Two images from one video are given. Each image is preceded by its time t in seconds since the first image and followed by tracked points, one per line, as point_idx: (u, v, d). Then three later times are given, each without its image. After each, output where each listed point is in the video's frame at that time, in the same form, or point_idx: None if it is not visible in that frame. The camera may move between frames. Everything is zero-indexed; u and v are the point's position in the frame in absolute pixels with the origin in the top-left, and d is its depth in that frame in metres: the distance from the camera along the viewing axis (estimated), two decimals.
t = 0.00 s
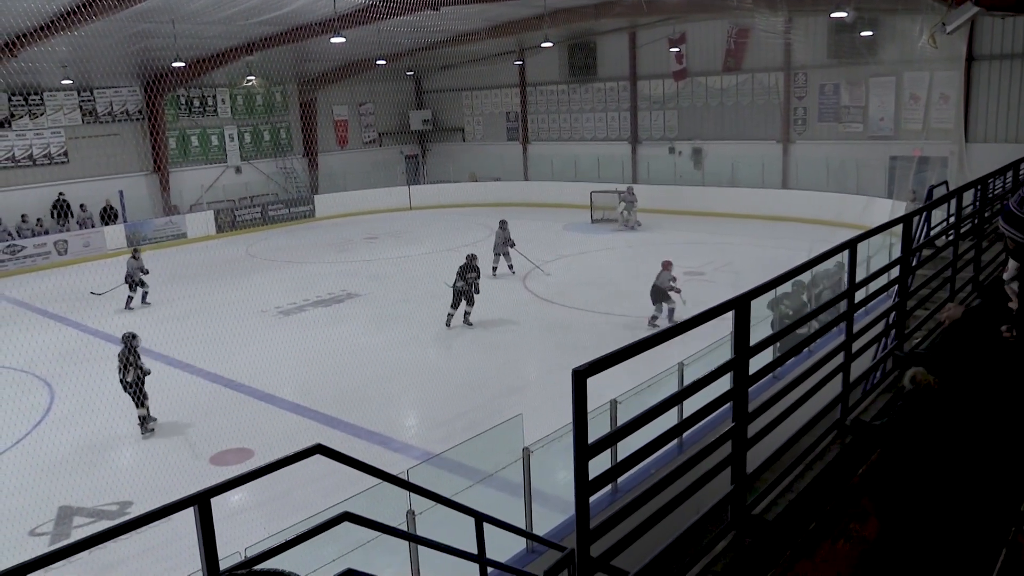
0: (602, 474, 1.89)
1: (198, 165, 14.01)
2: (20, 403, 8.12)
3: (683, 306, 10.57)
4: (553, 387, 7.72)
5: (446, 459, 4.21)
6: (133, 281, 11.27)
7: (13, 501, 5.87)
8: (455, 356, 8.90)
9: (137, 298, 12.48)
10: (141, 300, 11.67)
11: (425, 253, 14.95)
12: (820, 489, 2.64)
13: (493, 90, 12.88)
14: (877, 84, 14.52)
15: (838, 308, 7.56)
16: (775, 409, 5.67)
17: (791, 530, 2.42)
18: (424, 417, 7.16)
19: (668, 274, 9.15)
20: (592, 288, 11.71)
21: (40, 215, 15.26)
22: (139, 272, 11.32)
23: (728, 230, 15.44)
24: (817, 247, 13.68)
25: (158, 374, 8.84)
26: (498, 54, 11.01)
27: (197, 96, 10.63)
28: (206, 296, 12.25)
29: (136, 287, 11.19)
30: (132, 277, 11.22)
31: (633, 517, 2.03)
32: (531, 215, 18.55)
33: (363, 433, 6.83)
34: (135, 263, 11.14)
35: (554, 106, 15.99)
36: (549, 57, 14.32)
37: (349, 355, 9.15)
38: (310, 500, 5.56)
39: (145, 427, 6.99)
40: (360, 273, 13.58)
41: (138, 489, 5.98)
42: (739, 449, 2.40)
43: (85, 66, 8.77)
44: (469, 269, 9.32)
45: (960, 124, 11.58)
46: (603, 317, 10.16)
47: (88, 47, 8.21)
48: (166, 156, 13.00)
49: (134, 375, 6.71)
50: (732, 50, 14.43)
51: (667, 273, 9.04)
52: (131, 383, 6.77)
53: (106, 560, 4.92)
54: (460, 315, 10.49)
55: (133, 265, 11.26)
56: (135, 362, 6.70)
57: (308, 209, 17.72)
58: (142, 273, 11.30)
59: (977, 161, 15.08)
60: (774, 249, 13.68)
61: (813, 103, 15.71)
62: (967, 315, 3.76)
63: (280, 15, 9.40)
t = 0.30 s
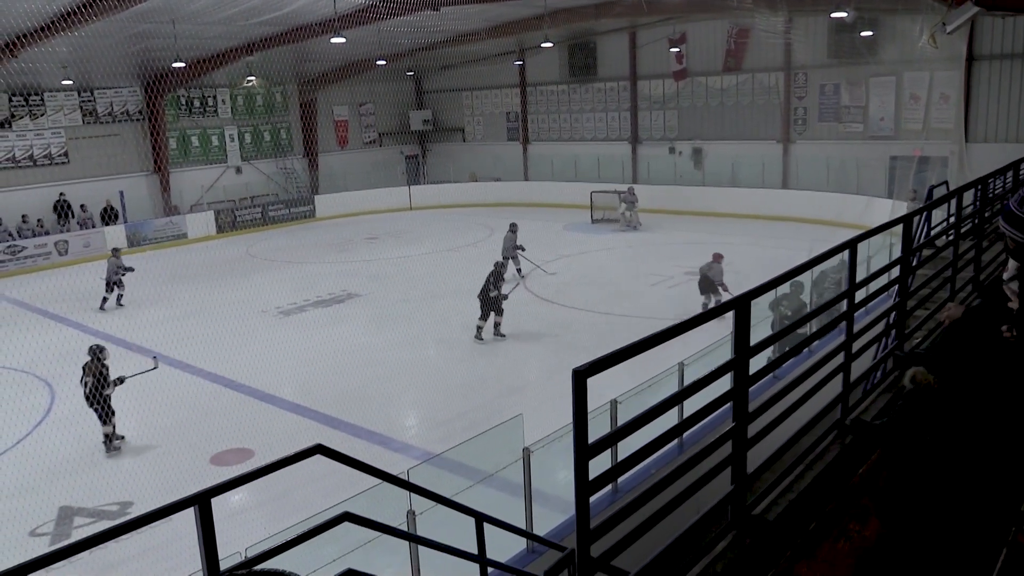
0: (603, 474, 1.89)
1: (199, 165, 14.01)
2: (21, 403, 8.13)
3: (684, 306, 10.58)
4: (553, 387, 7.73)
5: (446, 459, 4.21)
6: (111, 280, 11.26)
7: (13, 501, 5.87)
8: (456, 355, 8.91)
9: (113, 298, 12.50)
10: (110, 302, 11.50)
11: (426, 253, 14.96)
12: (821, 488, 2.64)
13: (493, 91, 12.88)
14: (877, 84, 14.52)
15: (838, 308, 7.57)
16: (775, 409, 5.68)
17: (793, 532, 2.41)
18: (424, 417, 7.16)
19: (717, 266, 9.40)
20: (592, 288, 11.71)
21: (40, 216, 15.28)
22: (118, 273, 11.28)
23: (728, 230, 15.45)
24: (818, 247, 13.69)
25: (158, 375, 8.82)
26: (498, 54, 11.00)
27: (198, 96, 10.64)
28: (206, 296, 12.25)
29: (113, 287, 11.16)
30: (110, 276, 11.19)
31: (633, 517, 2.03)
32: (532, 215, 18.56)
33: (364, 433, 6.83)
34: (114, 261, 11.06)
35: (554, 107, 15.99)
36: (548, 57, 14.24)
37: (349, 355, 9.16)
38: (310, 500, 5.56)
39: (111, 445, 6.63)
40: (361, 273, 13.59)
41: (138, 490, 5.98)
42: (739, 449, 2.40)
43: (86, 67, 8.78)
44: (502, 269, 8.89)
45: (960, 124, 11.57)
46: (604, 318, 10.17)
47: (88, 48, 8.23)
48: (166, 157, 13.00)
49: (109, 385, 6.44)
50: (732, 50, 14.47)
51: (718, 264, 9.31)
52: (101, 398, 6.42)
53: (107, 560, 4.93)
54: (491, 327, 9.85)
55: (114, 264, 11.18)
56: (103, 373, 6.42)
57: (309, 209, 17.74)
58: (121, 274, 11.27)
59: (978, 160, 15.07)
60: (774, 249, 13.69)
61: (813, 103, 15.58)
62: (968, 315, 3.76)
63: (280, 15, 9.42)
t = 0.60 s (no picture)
0: (604, 474, 1.89)
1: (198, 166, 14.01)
2: (22, 403, 8.14)
3: (683, 306, 10.59)
4: (553, 387, 7.73)
5: (447, 459, 4.21)
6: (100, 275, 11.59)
7: (12, 502, 5.86)
8: (457, 355, 8.91)
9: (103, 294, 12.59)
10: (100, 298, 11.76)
11: (426, 253, 14.96)
12: (821, 488, 2.64)
13: (492, 91, 12.89)
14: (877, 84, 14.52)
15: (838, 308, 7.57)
16: (775, 409, 5.68)
17: (792, 532, 2.41)
18: (425, 417, 7.16)
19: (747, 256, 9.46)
20: (592, 288, 11.71)
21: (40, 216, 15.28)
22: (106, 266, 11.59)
23: (728, 231, 15.44)
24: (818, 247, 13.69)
25: (158, 375, 8.82)
26: (498, 54, 11.00)
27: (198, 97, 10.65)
28: (206, 297, 12.25)
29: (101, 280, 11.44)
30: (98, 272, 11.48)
31: (633, 517, 2.02)
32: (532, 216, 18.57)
33: (364, 433, 6.83)
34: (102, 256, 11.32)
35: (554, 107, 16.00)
36: (548, 57, 14.20)
37: (348, 355, 9.16)
38: (309, 500, 5.56)
39: (66, 463, 6.35)
40: (361, 273, 13.60)
41: (138, 491, 5.97)
42: (740, 449, 2.40)
43: (86, 67, 8.78)
44: (544, 270, 8.51)
45: (960, 124, 11.56)
46: (604, 318, 10.18)
47: (87, 48, 8.24)
48: (166, 158, 12.99)
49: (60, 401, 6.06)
50: (732, 49, 14.50)
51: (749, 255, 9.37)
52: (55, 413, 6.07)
53: (107, 560, 4.93)
54: (536, 331, 9.48)
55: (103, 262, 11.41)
56: (59, 387, 6.04)
57: (309, 209, 17.77)
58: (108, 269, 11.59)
59: (978, 160, 15.06)
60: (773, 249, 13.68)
61: (813, 103, 15.71)
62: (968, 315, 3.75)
63: (279, 15, 9.44)
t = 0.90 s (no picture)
0: (604, 474, 1.89)
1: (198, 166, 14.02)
2: (22, 402, 8.15)
3: (683, 306, 10.59)
4: (553, 387, 7.73)
5: (447, 459, 4.21)
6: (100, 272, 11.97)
7: (10, 503, 5.85)
8: (456, 355, 8.91)
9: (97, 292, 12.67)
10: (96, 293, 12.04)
11: (427, 253, 14.97)
12: (821, 488, 2.65)
13: (493, 91, 12.90)
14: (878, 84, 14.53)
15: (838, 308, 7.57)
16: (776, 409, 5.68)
17: (792, 533, 2.41)
18: (425, 417, 7.16)
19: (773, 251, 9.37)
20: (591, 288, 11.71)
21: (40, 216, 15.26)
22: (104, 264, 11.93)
23: (728, 231, 15.43)
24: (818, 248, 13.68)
25: (158, 375, 8.83)
26: (498, 55, 11.00)
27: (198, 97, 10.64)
28: (206, 297, 12.25)
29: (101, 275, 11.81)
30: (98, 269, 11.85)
31: (633, 517, 2.02)
32: (533, 216, 18.58)
33: (364, 433, 6.83)
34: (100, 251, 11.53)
35: (554, 107, 16.01)
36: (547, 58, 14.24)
37: (348, 355, 9.17)
38: (309, 500, 5.56)
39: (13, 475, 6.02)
40: (361, 273, 13.60)
41: (138, 491, 5.97)
42: (740, 450, 2.40)
43: (86, 66, 8.75)
44: (591, 263, 8.61)
45: (961, 125, 11.57)
46: (604, 318, 10.18)
47: (88, 48, 8.24)
48: (167, 158, 13.00)
49: (12, 416, 5.71)
50: (732, 50, 14.51)
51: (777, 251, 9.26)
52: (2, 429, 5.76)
53: (107, 560, 4.93)
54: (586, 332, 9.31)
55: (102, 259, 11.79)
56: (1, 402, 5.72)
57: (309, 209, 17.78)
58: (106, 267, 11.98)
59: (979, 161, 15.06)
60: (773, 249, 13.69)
61: (813, 104, 15.77)
62: (969, 316, 3.75)
63: (280, 15, 9.47)
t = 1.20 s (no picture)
0: (604, 474, 1.89)
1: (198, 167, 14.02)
2: (22, 404, 8.14)
3: (683, 306, 10.59)
4: (553, 388, 7.72)
5: (447, 459, 4.21)
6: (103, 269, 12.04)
7: (10, 505, 5.84)
8: (456, 355, 8.92)
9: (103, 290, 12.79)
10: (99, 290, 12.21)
11: (427, 254, 14.98)
12: (820, 488, 2.65)
13: (492, 91, 12.90)
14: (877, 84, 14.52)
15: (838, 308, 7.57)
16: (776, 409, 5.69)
17: (791, 533, 2.41)
18: (425, 418, 7.16)
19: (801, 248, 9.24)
20: (591, 289, 11.72)
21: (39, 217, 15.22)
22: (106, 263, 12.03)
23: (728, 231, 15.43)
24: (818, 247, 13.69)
25: (157, 376, 8.84)
26: (498, 56, 11.00)
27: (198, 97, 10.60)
28: (207, 297, 12.25)
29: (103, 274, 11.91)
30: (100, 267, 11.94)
31: (633, 517, 2.02)
32: (533, 215, 18.59)
33: (365, 434, 6.83)
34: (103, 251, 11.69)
35: (554, 106, 15.99)
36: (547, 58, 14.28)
37: (348, 355, 9.18)
38: (309, 501, 5.56)
39: None
40: (361, 273, 13.60)
41: (138, 492, 5.96)
42: (740, 449, 2.40)
43: (86, 67, 8.72)
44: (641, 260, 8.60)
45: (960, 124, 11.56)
46: (604, 318, 10.20)
47: (88, 49, 8.23)
48: (167, 159, 13.00)
49: None
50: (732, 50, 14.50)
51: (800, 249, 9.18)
52: None
53: (108, 561, 4.94)
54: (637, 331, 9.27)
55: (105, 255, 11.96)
56: None
57: (309, 210, 17.80)
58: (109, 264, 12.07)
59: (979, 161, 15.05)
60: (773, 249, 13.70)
61: (813, 104, 15.77)
62: (969, 315, 3.75)
63: (279, 15, 9.39)
